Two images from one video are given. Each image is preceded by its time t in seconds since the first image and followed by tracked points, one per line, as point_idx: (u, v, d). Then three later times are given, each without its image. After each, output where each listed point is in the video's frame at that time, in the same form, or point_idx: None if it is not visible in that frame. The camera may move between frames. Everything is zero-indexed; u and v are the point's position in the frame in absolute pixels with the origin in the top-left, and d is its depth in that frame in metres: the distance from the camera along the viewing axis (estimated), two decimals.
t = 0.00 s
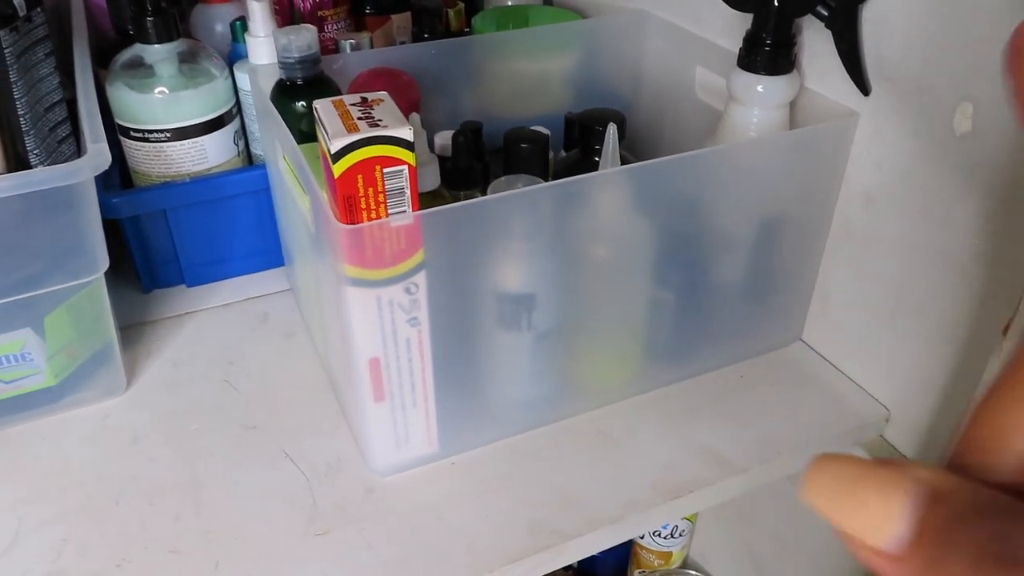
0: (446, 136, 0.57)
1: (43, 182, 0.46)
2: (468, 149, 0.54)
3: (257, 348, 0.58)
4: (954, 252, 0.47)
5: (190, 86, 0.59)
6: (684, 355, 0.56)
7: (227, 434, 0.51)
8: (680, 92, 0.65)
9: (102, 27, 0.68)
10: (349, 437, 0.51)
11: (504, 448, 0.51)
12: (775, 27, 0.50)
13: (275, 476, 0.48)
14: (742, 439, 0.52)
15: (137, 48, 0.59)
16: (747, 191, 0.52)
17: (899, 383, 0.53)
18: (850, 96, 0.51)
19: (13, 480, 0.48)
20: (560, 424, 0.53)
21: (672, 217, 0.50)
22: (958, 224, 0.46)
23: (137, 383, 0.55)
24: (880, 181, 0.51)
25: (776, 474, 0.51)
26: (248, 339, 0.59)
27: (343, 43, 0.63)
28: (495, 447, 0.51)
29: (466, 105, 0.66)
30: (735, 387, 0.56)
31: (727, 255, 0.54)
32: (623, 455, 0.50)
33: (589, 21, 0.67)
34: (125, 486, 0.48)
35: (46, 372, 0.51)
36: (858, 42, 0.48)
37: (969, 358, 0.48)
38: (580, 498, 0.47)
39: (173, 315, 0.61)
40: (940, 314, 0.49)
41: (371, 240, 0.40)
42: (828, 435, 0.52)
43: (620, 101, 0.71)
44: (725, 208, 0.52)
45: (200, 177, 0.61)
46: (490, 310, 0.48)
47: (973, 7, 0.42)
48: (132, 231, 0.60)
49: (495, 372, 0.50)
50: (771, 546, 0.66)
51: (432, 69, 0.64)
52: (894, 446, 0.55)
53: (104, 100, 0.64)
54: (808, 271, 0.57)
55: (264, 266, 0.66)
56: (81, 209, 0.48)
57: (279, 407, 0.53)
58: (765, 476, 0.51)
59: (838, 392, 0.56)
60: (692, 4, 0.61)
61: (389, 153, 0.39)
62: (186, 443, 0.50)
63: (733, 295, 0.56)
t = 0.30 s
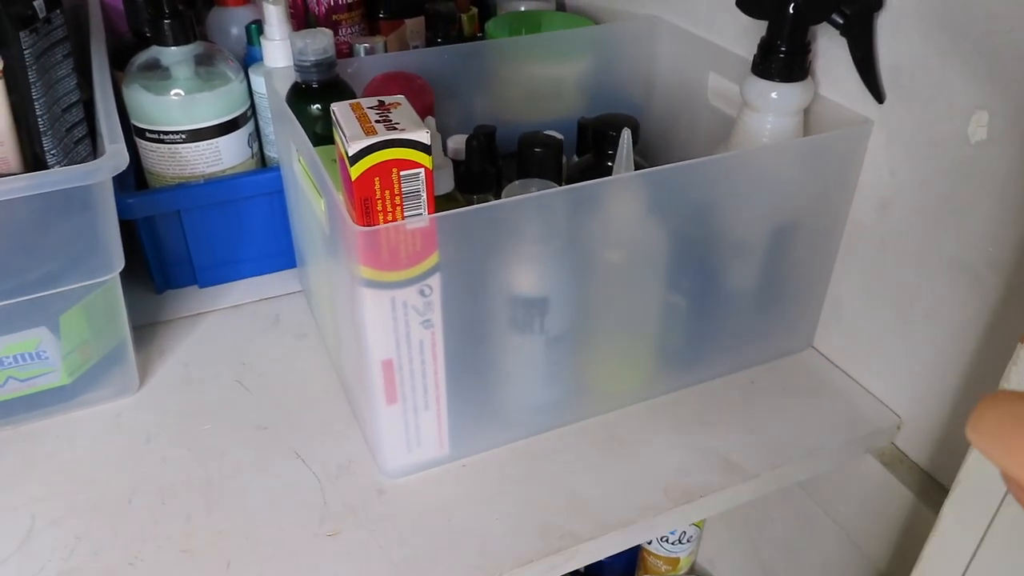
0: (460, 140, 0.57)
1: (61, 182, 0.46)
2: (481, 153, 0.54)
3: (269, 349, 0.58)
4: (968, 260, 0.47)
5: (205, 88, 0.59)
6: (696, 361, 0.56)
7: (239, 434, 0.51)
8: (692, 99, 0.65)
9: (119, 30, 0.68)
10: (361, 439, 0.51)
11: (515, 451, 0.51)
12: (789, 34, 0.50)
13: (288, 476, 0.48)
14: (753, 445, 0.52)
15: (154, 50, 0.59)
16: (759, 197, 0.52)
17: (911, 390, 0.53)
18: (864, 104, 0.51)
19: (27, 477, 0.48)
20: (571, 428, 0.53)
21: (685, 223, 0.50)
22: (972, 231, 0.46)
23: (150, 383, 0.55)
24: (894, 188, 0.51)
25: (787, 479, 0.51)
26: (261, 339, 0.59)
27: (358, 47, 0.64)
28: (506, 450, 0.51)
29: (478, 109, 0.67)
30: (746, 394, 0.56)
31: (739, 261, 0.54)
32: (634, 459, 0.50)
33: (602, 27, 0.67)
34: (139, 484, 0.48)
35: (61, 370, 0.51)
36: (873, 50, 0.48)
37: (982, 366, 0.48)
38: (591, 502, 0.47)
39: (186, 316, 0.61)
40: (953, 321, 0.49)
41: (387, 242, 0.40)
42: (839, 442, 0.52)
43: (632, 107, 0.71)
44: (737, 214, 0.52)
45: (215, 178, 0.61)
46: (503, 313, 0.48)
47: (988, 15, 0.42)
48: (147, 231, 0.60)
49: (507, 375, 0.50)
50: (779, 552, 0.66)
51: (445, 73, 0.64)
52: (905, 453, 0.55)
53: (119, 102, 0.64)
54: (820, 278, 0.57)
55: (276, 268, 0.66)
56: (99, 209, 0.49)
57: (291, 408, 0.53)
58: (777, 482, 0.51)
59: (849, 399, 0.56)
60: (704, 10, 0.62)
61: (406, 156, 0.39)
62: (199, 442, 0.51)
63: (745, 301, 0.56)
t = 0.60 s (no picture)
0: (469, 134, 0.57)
1: (69, 173, 0.46)
2: (491, 148, 0.54)
3: (276, 342, 0.58)
4: (979, 258, 0.47)
5: (214, 81, 0.59)
6: (704, 357, 0.56)
7: (246, 426, 0.51)
8: (702, 94, 0.65)
9: (129, 22, 0.68)
10: (368, 432, 0.51)
11: (522, 446, 0.51)
12: (801, 29, 0.50)
13: (294, 468, 0.48)
14: (761, 442, 0.51)
15: (163, 42, 0.59)
16: (769, 193, 0.51)
17: (921, 389, 0.53)
18: (875, 99, 0.51)
19: (34, 467, 0.48)
20: (578, 423, 0.52)
21: (694, 218, 0.50)
22: (984, 228, 0.46)
23: (157, 374, 0.55)
24: (905, 184, 0.50)
25: (795, 477, 0.51)
26: (268, 332, 0.59)
27: (366, 40, 0.64)
28: (513, 444, 0.51)
29: (487, 104, 0.67)
30: (754, 390, 0.56)
31: (749, 257, 0.54)
32: (641, 455, 0.50)
33: (611, 22, 0.67)
34: (146, 476, 0.48)
35: (68, 361, 0.51)
36: (885, 45, 0.48)
37: (993, 365, 0.47)
38: (597, 498, 0.47)
39: (194, 308, 0.61)
40: (963, 319, 0.48)
41: (396, 234, 0.40)
42: (848, 439, 0.52)
43: (641, 103, 0.71)
44: (747, 210, 0.51)
45: (223, 171, 0.61)
46: (511, 307, 0.48)
47: (1002, 10, 0.42)
48: (155, 224, 0.60)
49: (514, 369, 0.50)
50: (786, 551, 0.66)
51: (454, 68, 0.64)
52: (915, 452, 0.54)
53: (128, 94, 0.64)
54: (830, 274, 0.57)
55: (284, 261, 0.66)
56: (106, 200, 0.49)
57: (298, 401, 0.53)
58: (784, 480, 0.50)
59: (858, 397, 0.55)
60: (715, 6, 0.61)
61: (416, 147, 0.39)
62: (206, 434, 0.51)
63: (754, 297, 0.56)
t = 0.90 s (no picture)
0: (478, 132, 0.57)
1: (82, 166, 0.46)
2: (501, 144, 0.54)
3: (285, 337, 0.58)
4: (989, 257, 0.47)
5: (224, 76, 0.59)
6: (712, 355, 0.56)
7: (256, 421, 0.51)
8: (711, 92, 0.65)
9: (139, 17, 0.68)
10: (377, 427, 0.51)
11: (531, 442, 0.51)
12: (812, 27, 0.50)
13: (303, 462, 0.49)
14: (769, 439, 0.51)
15: (174, 38, 0.59)
16: (779, 191, 0.51)
17: (930, 387, 0.53)
18: (887, 97, 0.51)
19: (45, 459, 0.49)
20: (587, 419, 0.53)
21: (704, 215, 0.50)
22: (995, 227, 0.46)
23: (167, 368, 0.55)
24: (916, 182, 0.50)
25: (804, 474, 0.51)
26: (277, 327, 0.59)
27: (377, 36, 0.64)
28: (521, 440, 0.51)
29: (496, 101, 0.67)
30: (762, 388, 0.56)
31: (758, 255, 0.54)
32: (650, 452, 0.50)
33: (621, 19, 0.67)
34: (156, 469, 0.48)
35: (80, 354, 0.51)
36: (897, 43, 0.48)
37: (1003, 364, 0.47)
38: (606, 494, 0.47)
39: (203, 303, 0.61)
40: (973, 318, 0.48)
41: (407, 229, 0.40)
42: (856, 438, 0.52)
43: (650, 100, 0.71)
44: (756, 207, 0.51)
45: (233, 166, 0.61)
46: (521, 303, 0.48)
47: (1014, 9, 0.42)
48: (165, 219, 0.60)
49: (523, 365, 0.50)
50: (793, 549, 0.66)
51: (464, 64, 0.64)
52: (923, 451, 0.54)
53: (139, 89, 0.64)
54: (839, 273, 0.57)
55: (293, 257, 0.66)
56: (118, 194, 0.49)
57: (307, 395, 0.53)
58: (792, 477, 0.51)
59: (867, 396, 0.55)
60: (725, 3, 0.61)
61: (429, 143, 0.39)
62: (216, 428, 0.51)
63: (763, 295, 0.56)
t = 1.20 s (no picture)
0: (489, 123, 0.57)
1: (92, 152, 0.46)
2: (511, 134, 0.54)
3: (292, 327, 0.58)
4: (1003, 250, 0.46)
5: (233, 65, 0.59)
6: (722, 348, 0.55)
7: (263, 410, 0.51)
8: (721, 85, 0.65)
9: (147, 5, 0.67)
10: (384, 417, 0.51)
11: (538, 433, 0.51)
12: (826, 17, 0.50)
13: (310, 452, 0.48)
14: (778, 433, 0.51)
15: (183, 26, 0.59)
16: (790, 182, 0.51)
17: (941, 382, 0.52)
18: (901, 89, 0.51)
19: (52, 447, 0.48)
20: (595, 411, 0.52)
21: (715, 207, 0.50)
22: (1009, 221, 0.46)
23: (174, 358, 0.55)
24: (929, 175, 0.50)
25: (813, 468, 0.51)
26: (283, 317, 0.59)
27: (385, 26, 0.64)
28: (529, 432, 0.51)
29: (504, 92, 0.66)
30: (772, 382, 0.56)
31: (769, 247, 0.53)
32: (658, 444, 0.50)
33: (630, 11, 0.66)
34: (163, 458, 0.48)
35: (87, 342, 0.51)
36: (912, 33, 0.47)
37: (1016, 359, 0.47)
38: (615, 486, 0.47)
39: (210, 292, 0.61)
40: (986, 313, 0.48)
41: (418, 217, 0.40)
42: (866, 432, 0.52)
43: (658, 93, 0.70)
44: (768, 199, 0.51)
45: (241, 156, 0.61)
46: (530, 293, 0.47)
47: None
48: (173, 208, 0.60)
49: (532, 356, 0.49)
50: (799, 544, 0.66)
51: (473, 55, 0.64)
52: (933, 446, 0.54)
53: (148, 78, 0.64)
54: (850, 266, 0.56)
55: (300, 248, 0.66)
56: (127, 181, 0.48)
57: (314, 385, 0.53)
58: (802, 471, 0.50)
59: (877, 390, 0.55)
60: None
61: (441, 130, 0.39)
62: (223, 418, 0.51)
63: (773, 288, 0.55)
